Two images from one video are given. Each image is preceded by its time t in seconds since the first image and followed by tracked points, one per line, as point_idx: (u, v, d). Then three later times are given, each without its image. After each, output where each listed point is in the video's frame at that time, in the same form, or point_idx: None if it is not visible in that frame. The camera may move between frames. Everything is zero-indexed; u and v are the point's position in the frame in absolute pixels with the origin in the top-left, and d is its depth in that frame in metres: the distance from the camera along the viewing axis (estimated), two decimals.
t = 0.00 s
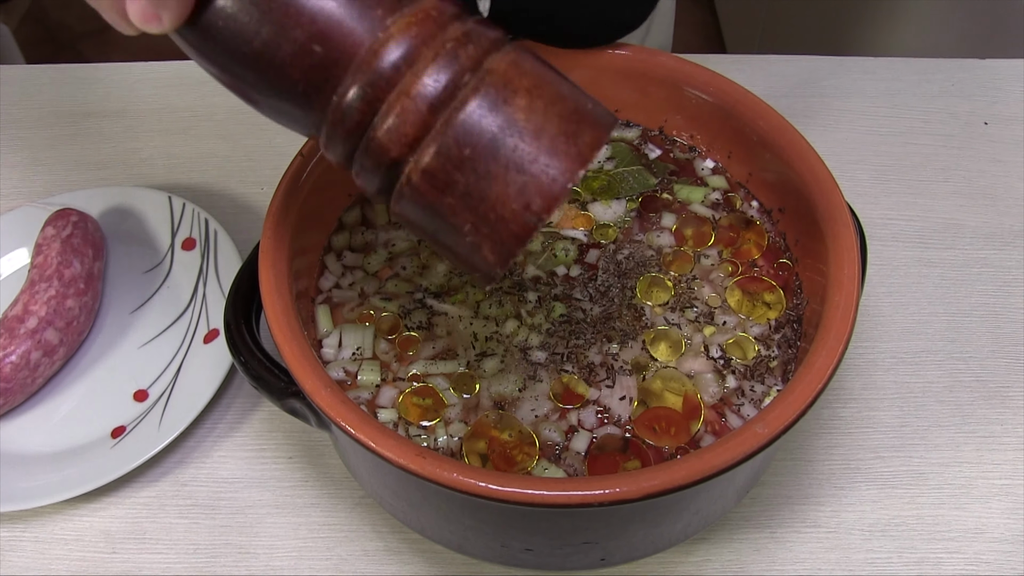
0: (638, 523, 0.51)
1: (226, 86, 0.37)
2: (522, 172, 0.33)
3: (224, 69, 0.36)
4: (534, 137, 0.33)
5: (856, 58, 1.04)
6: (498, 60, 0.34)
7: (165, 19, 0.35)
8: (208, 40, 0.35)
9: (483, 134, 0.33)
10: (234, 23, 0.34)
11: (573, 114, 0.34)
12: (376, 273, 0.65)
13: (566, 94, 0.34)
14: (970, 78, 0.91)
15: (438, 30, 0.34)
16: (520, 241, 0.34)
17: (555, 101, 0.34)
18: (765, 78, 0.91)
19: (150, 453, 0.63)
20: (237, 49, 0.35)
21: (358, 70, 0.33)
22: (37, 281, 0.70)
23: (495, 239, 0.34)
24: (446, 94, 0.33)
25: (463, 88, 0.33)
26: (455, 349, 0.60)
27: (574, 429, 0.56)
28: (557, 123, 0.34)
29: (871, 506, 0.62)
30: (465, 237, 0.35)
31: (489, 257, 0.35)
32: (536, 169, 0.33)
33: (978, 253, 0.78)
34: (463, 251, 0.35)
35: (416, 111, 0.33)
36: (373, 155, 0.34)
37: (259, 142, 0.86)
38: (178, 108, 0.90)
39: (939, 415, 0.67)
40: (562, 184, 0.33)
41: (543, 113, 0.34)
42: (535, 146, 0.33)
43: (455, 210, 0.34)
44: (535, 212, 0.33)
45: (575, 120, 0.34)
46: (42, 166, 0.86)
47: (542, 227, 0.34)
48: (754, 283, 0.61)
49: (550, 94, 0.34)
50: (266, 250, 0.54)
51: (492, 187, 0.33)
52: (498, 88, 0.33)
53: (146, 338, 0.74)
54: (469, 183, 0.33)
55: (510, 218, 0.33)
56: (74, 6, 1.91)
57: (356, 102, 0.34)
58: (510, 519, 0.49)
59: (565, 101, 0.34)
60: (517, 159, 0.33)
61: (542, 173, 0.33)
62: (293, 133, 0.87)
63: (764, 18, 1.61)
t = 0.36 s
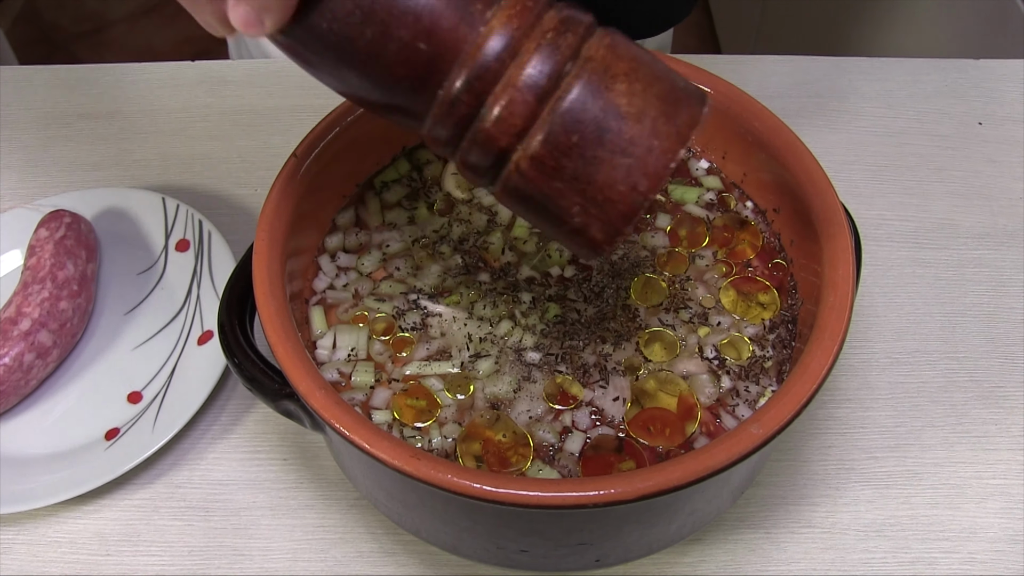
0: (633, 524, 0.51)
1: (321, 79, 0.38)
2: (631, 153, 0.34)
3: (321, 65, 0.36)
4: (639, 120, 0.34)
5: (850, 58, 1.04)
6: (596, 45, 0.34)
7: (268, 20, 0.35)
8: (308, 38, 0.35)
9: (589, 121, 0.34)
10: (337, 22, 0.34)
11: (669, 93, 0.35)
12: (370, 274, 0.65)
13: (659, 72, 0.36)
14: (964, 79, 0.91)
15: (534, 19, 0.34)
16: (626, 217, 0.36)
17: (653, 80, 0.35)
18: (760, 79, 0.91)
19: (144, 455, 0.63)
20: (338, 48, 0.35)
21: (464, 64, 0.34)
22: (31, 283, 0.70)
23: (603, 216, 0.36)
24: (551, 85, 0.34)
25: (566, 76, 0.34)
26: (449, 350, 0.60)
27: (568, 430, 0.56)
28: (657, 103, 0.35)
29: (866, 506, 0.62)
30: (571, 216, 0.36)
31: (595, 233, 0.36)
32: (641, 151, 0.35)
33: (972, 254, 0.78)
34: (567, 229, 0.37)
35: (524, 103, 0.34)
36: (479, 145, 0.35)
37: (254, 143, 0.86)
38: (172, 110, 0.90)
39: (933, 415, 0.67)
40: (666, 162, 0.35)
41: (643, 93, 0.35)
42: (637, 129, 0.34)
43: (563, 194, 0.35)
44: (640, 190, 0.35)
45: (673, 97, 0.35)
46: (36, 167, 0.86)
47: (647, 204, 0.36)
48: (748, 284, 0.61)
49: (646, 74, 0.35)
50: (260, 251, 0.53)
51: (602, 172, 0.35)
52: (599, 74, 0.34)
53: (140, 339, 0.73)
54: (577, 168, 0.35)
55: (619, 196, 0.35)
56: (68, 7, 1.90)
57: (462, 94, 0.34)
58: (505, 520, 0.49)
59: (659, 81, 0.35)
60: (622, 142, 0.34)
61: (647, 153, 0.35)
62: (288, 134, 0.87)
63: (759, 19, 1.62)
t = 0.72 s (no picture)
0: (628, 522, 0.51)
1: (366, 59, 0.39)
2: (661, 128, 0.35)
3: (368, 46, 0.37)
4: (670, 98, 0.35)
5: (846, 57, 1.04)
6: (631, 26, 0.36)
7: (318, 0, 0.36)
8: (356, 19, 0.36)
9: (622, 97, 0.35)
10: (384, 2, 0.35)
11: (699, 73, 0.36)
12: (365, 272, 0.65)
13: (689, 54, 0.36)
14: (961, 77, 0.91)
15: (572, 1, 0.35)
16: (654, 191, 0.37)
17: (684, 62, 0.36)
18: (757, 77, 0.91)
19: (139, 453, 0.63)
20: (385, 29, 0.36)
21: (504, 42, 0.35)
22: (26, 282, 0.70)
23: (631, 189, 0.37)
24: (586, 63, 0.35)
25: (601, 55, 0.35)
26: (444, 349, 0.60)
27: (563, 429, 0.56)
28: (687, 83, 0.36)
29: (861, 505, 0.62)
30: (600, 190, 0.37)
31: (623, 207, 0.37)
32: (671, 128, 0.35)
33: (969, 252, 0.78)
34: (596, 202, 0.38)
35: (560, 80, 0.35)
36: (515, 120, 0.36)
37: (250, 142, 0.86)
38: (167, 109, 0.89)
39: (929, 414, 0.67)
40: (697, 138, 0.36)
41: (674, 73, 0.35)
42: (669, 107, 0.35)
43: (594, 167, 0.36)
44: (670, 165, 0.36)
45: (704, 78, 0.36)
46: (31, 167, 0.86)
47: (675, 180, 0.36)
48: (743, 282, 0.61)
49: (677, 56, 0.36)
50: (254, 250, 0.53)
51: (633, 146, 0.35)
52: (633, 53, 0.35)
53: (135, 338, 0.73)
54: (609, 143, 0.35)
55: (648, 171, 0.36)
56: (64, 7, 1.90)
57: (501, 71, 0.35)
58: (500, 519, 0.49)
59: (689, 62, 0.36)
60: (654, 118, 0.35)
61: (677, 131, 0.35)
62: (284, 133, 0.86)
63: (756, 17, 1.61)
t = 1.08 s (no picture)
0: (629, 522, 0.51)
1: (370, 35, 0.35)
2: (649, 91, 0.32)
3: (370, 21, 0.34)
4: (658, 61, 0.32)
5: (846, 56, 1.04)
6: None
7: None
8: None
9: (610, 59, 0.31)
10: None
11: (685, 37, 0.33)
12: (366, 271, 0.65)
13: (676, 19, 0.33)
14: (961, 76, 0.91)
15: None
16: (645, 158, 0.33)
17: (672, 27, 0.33)
18: (757, 77, 0.91)
19: (141, 452, 0.63)
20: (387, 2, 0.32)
21: (490, 7, 0.32)
22: (28, 281, 0.70)
23: (620, 156, 0.33)
24: (573, 27, 0.31)
25: (587, 18, 0.32)
26: (445, 348, 0.60)
27: (564, 428, 0.56)
28: (673, 45, 0.32)
29: (862, 504, 0.62)
30: (588, 157, 0.33)
31: (612, 174, 0.33)
32: (659, 91, 0.32)
33: (969, 252, 0.78)
34: (584, 171, 0.34)
35: (546, 44, 0.31)
36: (502, 89, 0.33)
37: (250, 142, 0.86)
38: (169, 109, 0.89)
39: (930, 414, 0.67)
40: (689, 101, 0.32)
41: (661, 35, 0.32)
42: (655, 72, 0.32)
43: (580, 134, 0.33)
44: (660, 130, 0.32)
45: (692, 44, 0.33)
46: (33, 166, 0.86)
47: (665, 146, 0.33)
48: (743, 282, 0.61)
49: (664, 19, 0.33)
50: (255, 249, 0.53)
51: (620, 110, 0.32)
52: (619, 14, 0.32)
53: (137, 337, 0.73)
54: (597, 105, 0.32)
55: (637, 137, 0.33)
56: (65, 6, 1.90)
57: (488, 38, 0.32)
58: (501, 517, 0.49)
59: (676, 26, 0.33)
60: (641, 80, 0.32)
61: (664, 94, 0.32)
62: (284, 132, 0.87)
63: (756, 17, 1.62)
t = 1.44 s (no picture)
0: (630, 521, 0.51)
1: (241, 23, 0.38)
2: (492, 111, 0.35)
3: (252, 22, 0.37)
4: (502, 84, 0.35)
5: (846, 57, 1.04)
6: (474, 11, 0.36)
7: None
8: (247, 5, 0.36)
9: (458, 79, 0.35)
10: None
11: (537, 65, 0.36)
12: (367, 272, 0.65)
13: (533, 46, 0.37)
14: (960, 78, 0.92)
15: None
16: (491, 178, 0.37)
17: (522, 52, 0.36)
18: (757, 78, 0.91)
19: (142, 452, 0.63)
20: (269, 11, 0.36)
21: (355, 17, 0.35)
22: (29, 282, 0.70)
23: (466, 171, 0.37)
24: (429, 45, 0.35)
25: (443, 37, 0.35)
26: (446, 348, 0.60)
27: (565, 428, 0.56)
28: (523, 69, 0.36)
29: (862, 505, 0.63)
30: (439, 168, 0.37)
31: (460, 186, 0.37)
32: (504, 112, 0.36)
33: (969, 252, 0.78)
34: (438, 183, 0.38)
35: (402, 59, 0.35)
36: (363, 95, 0.36)
37: (251, 142, 0.86)
38: (170, 109, 0.90)
39: (930, 414, 0.67)
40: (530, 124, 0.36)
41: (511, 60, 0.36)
42: (504, 92, 0.35)
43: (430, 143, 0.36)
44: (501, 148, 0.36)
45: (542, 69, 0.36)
46: (35, 167, 0.86)
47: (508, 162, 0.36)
48: (744, 283, 0.62)
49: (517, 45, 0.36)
50: (257, 249, 0.54)
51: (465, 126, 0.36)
52: (472, 37, 0.35)
53: (138, 337, 0.74)
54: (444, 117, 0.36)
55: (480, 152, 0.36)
56: (65, 7, 1.90)
57: (350, 47, 0.35)
58: (501, 517, 0.49)
59: (528, 51, 0.36)
60: (484, 101, 0.35)
61: (509, 115, 0.36)
62: (285, 133, 0.87)
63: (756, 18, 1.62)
